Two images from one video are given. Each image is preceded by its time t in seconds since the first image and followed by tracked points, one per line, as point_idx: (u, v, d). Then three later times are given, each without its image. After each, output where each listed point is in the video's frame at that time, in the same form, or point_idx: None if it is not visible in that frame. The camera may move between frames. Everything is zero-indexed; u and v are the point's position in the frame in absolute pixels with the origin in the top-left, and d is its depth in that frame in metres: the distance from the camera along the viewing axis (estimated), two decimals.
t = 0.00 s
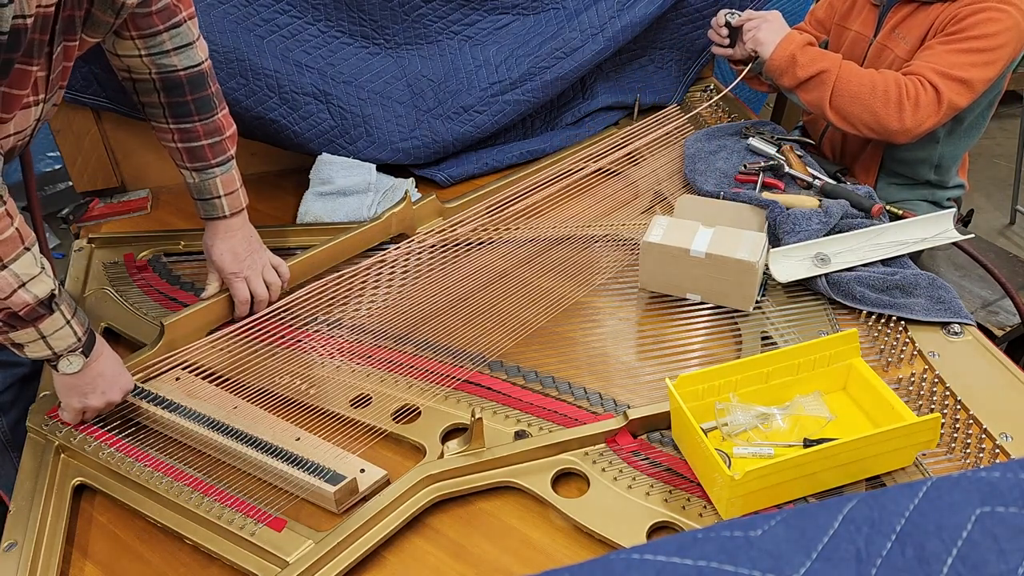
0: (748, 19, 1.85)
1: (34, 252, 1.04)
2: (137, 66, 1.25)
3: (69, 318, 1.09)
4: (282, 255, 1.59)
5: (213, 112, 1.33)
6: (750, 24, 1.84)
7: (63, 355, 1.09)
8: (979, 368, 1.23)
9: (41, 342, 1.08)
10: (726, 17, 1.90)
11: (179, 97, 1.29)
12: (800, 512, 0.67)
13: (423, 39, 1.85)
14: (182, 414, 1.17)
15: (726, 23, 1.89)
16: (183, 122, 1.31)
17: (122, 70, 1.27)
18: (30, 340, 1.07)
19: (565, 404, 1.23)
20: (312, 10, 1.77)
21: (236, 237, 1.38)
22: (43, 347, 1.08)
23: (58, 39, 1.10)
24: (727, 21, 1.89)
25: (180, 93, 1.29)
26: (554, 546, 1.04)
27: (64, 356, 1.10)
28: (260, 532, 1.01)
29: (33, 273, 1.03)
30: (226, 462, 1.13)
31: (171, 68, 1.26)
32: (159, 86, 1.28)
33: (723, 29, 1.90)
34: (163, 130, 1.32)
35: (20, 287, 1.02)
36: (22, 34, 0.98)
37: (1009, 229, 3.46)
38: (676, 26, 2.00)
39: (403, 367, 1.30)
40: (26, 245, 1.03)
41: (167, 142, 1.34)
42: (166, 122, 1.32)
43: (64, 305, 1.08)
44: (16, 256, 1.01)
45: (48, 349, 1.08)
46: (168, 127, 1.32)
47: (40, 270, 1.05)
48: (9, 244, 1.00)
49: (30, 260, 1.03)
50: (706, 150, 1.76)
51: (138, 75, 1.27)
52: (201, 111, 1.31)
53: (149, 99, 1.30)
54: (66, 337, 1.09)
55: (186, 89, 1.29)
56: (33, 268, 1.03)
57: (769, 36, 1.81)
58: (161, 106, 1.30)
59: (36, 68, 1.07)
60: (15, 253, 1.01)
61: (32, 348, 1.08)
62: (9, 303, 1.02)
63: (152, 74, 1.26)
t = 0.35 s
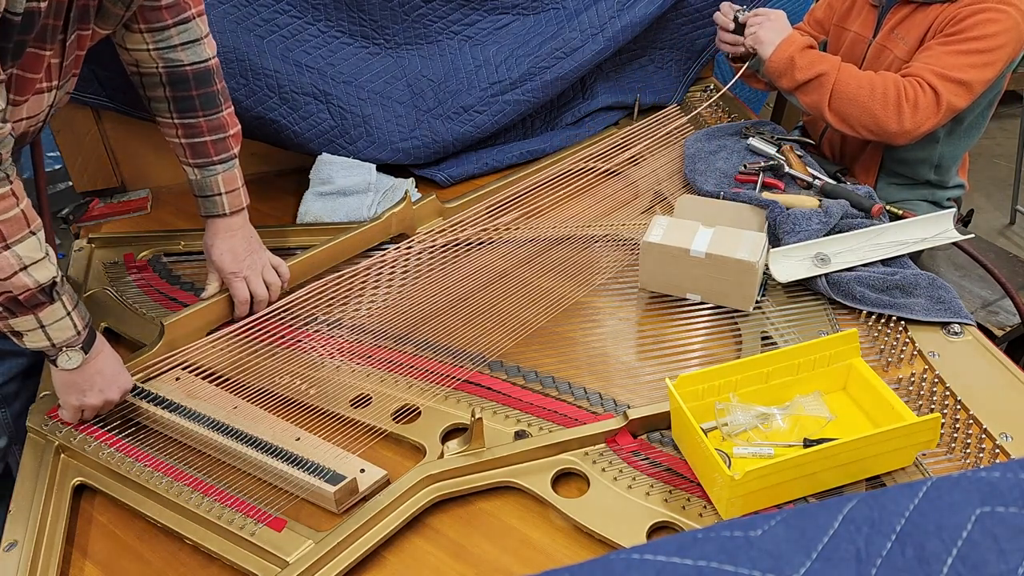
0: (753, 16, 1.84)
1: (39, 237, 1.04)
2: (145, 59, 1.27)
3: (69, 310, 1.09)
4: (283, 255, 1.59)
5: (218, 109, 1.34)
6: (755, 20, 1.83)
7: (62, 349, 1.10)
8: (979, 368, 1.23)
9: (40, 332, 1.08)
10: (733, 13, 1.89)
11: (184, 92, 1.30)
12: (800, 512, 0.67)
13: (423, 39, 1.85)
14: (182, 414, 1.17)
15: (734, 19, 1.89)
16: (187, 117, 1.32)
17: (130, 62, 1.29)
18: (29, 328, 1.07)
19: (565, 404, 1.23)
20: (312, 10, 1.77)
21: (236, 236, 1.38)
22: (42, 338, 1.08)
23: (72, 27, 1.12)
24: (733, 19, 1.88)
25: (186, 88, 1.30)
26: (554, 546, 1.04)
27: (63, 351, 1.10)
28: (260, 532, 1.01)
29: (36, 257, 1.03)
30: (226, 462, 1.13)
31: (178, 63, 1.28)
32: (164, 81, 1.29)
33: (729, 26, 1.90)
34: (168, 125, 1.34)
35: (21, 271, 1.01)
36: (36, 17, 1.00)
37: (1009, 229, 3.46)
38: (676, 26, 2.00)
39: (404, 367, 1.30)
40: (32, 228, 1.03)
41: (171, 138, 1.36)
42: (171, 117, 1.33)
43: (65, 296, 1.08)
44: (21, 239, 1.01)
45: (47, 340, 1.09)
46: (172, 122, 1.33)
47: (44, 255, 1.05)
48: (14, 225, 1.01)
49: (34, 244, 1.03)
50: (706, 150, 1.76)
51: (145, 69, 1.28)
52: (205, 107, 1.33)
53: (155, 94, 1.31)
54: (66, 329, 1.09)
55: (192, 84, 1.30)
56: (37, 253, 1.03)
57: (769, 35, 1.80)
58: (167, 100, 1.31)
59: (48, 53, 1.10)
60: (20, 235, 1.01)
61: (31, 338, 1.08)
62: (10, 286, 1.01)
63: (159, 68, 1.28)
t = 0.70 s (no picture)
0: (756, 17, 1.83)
1: (55, 251, 1.04)
2: (147, 63, 1.25)
3: (79, 317, 1.08)
4: (283, 255, 1.59)
5: (221, 111, 1.33)
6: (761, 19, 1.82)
7: (69, 352, 1.09)
8: (979, 368, 1.23)
9: (50, 340, 1.07)
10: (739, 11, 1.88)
11: (188, 96, 1.29)
12: (800, 512, 0.67)
13: (423, 39, 1.85)
14: (182, 414, 1.17)
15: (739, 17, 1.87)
16: (191, 121, 1.31)
17: (131, 66, 1.27)
18: (40, 337, 1.06)
19: (565, 404, 1.23)
20: (312, 10, 1.77)
21: (237, 237, 1.38)
22: (51, 346, 1.08)
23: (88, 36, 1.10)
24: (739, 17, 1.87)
25: (190, 91, 1.29)
26: (554, 546, 1.03)
27: (71, 354, 1.09)
28: (260, 532, 1.01)
29: (53, 271, 1.03)
30: (226, 462, 1.13)
31: (183, 67, 1.26)
32: (169, 84, 1.28)
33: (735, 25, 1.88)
34: (171, 128, 1.33)
35: (40, 285, 1.02)
36: (58, 27, 1.02)
37: (1009, 229, 3.46)
38: (676, 26, 2.00)
39: (403, 367, 1.30)
40: (49, 243, 1.03)
41: (173, 140, 1.35)
42: (174, 120, 1.32)
43: (75, 304, 1.08)
44: (39, 254, 1.01)
45: (55, 347, 1.08)
46: (175, 125, 1.32)
47: (59, 268, 1.05)
48: (34, 242, 1.00)
49: (51, 259, 1.03)
50: (706, 150, 1.76)
51: (148, 72, 1.27)
52: (209, 110, 1.32)
53: (158, 97, 1.30)
54: (75, 335, 1.09)
55: (196, 88, 1.29)
56: (53, 266, 1.04)
57: (772, 39, 1.79)
58: (170, 103, 1.30)
59: (68, 64, 1.10)
60: (38, 251, 1.01)
61: (39, 346, 1.07)
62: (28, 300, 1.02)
63: (163, 72, 1.26)
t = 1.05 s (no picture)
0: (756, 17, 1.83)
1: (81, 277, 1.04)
2: (156, 76, 1.20)
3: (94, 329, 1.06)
4: (283, 255, 1.59)
5: (227, 117, 1.30)
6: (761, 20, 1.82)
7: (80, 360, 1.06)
8: (979, 368, 1.23)
9: (66, 354, 1.04)
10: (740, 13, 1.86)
11: (197, 106, 1.25)
12: (799, 512, 0.67)
13: (423, 39, 1.85)
14: (182, 414, 1.17)
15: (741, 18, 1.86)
16: (200, 129, 1.28)
17: (137, 77, 1.22)
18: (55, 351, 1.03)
19: (565, 404, 1.23)
20: (312, 10, 1.78)
21: (239, 238, 1.37)
22: (65, 358, 1.05)
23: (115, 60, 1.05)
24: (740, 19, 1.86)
25: (199, 101, 1.25)
26: (554, 546, 1.03)
27: (79, 362, 1.07)
28: (260, 532, 1.01)
29: (81, 297, 1.03)
30: (226, 462, 1.13)
31: (193, 78, 1.22)
32: (178, 96, 1.23)
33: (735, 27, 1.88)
34: (177, 137, 1.28)
35: (71, 313, 1.01)
36: (98, 68, 1.00)
37: (1009, 229, 3.46)
38: (676, 26, 2.00)
39: (403, 367, 1.30)
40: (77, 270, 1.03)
41: (179, 149, 1.31)
42: (181, 130, 1.28)
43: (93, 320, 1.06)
44: (69, 283, 1.01)
45: (70, 359, 1.05)
46: (183, 135, 1.28)
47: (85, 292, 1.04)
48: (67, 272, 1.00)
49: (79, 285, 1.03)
50: (706, 150, 1.76)
51: (155, 84, 1.22)
52: (218, 117, 1.28)
53: (165, 107, 1.25)
54: (90, 346, 1.06)
55: (206, 97, 1.25)
56: (80, 291, 1.03)
57: (769, 38, 1.80)
58: (178, 114, 1.26)
59: (99, 96, 1.06)
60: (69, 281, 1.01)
61: (53, 360, 1.04)
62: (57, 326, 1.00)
63: (172, 84, 1.22)
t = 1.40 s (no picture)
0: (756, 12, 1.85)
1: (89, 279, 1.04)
2: (159, 77, 1.20)
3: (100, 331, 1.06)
4: (283, 256, 1.59)
5: (229, 118, 1.30)
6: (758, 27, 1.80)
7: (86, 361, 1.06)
8: (979, 368, 1.23)
9: (73, 355, 1.04)
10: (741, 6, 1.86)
11: (199, 107, 1.25)
12: (799, 512, 0.67)
13: (423, 39, 1.85)
14: (182, 414, 1.17)
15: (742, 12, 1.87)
16: (202, 131, 1.28)
17: (138, 79, 1.21)
18: (61, 353, 1.03)
19: (565, 404, 1.23)
20: (312, 10, 1.78)
21: (239, 239, 1.37)
22: (72, 360, 1.04)
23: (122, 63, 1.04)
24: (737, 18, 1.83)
25: (202, 103, 1.25)
26: (554, 546, 1.03)
27: (85, 363, 1.06)
28: (260, 532, 1.01)
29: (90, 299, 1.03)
30: (226, 462, 1.13)
31: (196, 80, 1.22)
32: (180, 97, 1.23)
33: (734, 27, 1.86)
34: (179, 139, 1.28)
35: (81, 316, 1.01)
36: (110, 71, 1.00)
37: (1009, 229, 3.46)
38: (676, 26, 2.01)
39: (403, 367, 1.30)
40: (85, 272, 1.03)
41: (181, 151, 1.30)
42: (183, 132, 1.27)
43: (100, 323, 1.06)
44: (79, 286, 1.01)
45: (76, 360, 1.04)
46: (185, 137, 1.28)
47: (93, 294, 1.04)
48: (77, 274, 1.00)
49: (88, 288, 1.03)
50: (706, 150, 1.76)
51: (157, 86, 1.21)
52: (220, 119, 1.28)
53: (167, 109, 1.25)
54: (96, 346, 1.06)
55: (208, 99, 1.25)
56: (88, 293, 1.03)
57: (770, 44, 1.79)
58: (181, 115, 1.25)
59: (108, 100, 1.05)
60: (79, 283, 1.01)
61: (60, 361, 1.03)
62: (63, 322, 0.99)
63: (174, 86, 1.21)
